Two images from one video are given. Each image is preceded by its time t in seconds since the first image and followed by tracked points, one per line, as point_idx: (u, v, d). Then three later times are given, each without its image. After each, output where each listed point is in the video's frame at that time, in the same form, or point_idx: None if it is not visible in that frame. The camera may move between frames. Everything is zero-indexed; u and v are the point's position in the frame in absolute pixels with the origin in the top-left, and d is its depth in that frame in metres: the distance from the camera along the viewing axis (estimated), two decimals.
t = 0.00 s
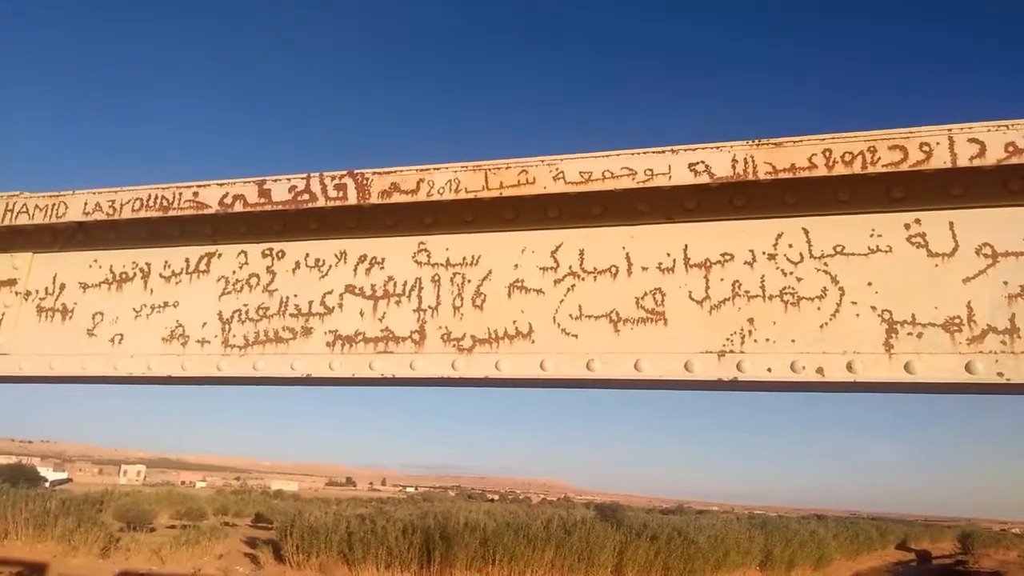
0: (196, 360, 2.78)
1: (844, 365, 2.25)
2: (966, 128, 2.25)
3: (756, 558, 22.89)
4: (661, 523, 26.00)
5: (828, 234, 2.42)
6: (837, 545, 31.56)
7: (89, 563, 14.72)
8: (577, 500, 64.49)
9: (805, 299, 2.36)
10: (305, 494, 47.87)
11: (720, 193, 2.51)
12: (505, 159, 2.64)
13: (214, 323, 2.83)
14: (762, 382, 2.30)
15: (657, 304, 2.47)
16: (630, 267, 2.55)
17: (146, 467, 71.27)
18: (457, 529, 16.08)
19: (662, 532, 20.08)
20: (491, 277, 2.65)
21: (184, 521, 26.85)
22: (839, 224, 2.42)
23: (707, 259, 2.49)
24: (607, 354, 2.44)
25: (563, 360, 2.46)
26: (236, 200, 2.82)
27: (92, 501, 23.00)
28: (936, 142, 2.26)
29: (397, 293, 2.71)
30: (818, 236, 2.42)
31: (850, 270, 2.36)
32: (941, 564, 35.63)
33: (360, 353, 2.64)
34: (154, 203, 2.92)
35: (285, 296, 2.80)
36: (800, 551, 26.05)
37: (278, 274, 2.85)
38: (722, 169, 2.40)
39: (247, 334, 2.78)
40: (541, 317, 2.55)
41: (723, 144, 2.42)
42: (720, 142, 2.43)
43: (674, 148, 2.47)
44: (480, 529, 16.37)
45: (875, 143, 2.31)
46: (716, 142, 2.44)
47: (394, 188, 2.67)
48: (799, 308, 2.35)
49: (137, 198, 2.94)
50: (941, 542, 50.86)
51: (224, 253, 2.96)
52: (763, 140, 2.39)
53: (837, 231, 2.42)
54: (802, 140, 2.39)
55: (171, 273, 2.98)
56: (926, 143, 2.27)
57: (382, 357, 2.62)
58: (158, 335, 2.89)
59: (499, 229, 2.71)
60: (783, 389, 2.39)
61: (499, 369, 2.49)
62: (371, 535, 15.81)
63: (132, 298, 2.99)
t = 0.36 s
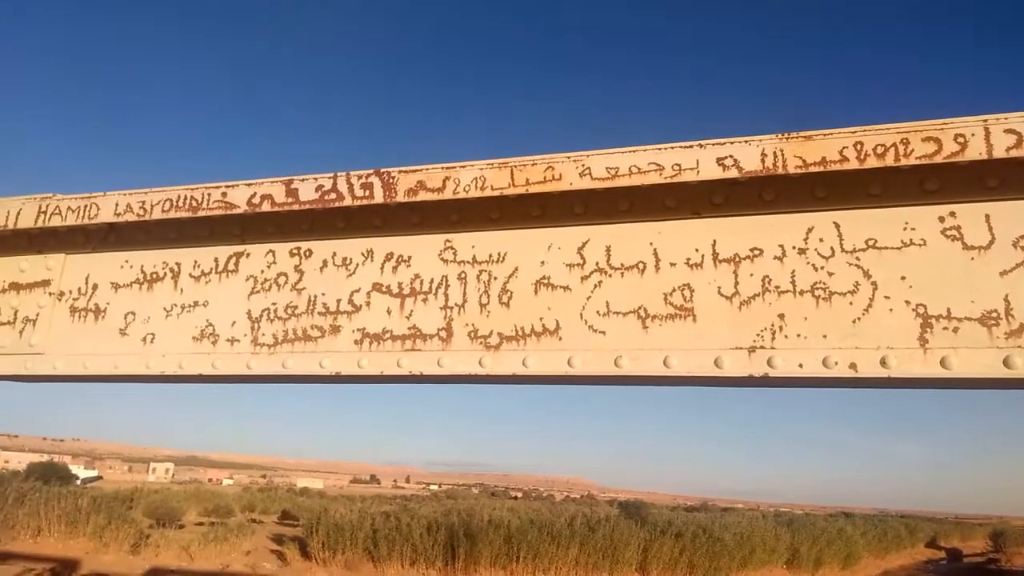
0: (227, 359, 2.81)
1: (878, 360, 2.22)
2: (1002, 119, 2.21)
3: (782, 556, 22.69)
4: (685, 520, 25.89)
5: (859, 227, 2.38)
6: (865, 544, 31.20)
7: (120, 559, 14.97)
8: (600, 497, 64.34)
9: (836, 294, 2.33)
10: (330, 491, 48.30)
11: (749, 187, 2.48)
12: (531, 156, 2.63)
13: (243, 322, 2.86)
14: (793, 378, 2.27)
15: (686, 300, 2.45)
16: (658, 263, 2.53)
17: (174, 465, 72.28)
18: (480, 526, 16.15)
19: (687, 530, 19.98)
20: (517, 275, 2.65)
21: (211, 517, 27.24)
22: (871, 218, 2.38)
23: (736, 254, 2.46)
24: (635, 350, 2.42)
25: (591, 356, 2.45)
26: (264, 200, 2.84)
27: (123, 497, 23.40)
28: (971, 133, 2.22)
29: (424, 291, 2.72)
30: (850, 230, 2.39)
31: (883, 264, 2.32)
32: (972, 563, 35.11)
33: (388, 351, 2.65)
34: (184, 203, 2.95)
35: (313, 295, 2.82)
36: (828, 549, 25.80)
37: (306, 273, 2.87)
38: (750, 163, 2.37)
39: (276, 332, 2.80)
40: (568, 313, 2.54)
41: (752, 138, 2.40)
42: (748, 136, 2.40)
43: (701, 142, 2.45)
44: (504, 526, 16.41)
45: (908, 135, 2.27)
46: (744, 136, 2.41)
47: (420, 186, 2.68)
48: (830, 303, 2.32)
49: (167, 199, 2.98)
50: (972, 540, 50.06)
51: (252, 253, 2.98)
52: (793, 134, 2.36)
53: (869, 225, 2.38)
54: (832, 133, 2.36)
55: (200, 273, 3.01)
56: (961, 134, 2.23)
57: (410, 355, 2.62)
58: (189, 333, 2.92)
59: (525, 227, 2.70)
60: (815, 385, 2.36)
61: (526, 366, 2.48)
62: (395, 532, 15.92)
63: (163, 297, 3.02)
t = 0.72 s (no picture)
0: (250, 362, 2.83)
1: (905, 363, 2.19)
2: None
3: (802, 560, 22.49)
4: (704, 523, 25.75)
5: (884, 229, 2.36)
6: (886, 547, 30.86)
7: (142, 561, 15.13)
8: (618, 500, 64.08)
9: (861, 296, 2.30)
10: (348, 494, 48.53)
11: (772, 189, 2.47)
12: (552, 160, 2.64)
13: (266, 326, 2.88)
14: (818, 381, 2.25)
15: (708, 303, 2.44)
16: (680, 265, 2.52)
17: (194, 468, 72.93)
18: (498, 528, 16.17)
19: (705, 533, 19.88)
20: (538, 278, 2.65)
21: (231, 519, 27.46)
22: (896, 219, 2.36)
23: (759, 256, 2.45)
24: (657, 354, 2.41)
25: (614, 360, 2.45)
26: (286, 204, 2.87)
27: (144, 500, 23.62)
28: (999, 133, 2.19)
29: (445, 294, 2.72)
30: (875, 231, 2.37)
31: (909, 265, 2.30)
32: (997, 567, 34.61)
33: (410, 354, 2.66)
34: (208, 209, 2.98)
35: (335, 298, 2.84)
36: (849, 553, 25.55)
37: (328, 277, 2.88)
38: (773, 164, 2.36)
39: (299, 336, 2.82)
40: (589, 316, 2.54)
41: (775, 139, 2.39)
42: (772, 137, 2.39)
43: (724, 144, 2.44)
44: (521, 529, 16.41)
45: (935, 135, 2.25)
46: (767, 137, 2.40)
47: (441, 190, 2.69)
48: (855, 305, 2.30)
49: (192, 204, 3.01)
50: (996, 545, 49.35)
51: (274, 257, 3.01)
52: (816, 135, 2.35)
53: (894, 226, 2.35)
54: (857, 133, 2.34)
55: (224, 277, 3.04)
56: (988, 134, 2.21)
57: (432, 358, 2.63)
58: (213, 337, 2.95)
59: (546, 230, 2.71)
60: (840, 388, 2.34)
61: (548, 369, 2.48)
62: (413, 535, 15.96)
63: (188, 302, 3.05)
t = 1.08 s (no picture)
0: (273, 362, 2.86)
1: (930, 364, 2.17)
2: None
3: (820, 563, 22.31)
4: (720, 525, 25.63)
5: (910, 229, 2.34)
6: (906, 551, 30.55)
7: (162, 559, 15.30)
8: (634, 502, 63.84)
9: (886, 297, 2.29)
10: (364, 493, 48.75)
11: (795, 189, 2.45)
12: (573, 161, 2.64)
13: (289, 326, 2.90)
14: (842, 383, 2.24)
15: (731, 304, 2.43)
16: (702, 266, 2.51)
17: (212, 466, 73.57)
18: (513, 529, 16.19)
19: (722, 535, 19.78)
20: (559, 279, 2.65)
21: (249, 518, 27.68)
22: (922, 219, 2.34)
23: (782, 257, 2.43)
24: (679, 355, 2.41)
25: (635, 361, 2.44)
26: (309, 206, 2.89)
27: (163, 498, 23.84)
28: None
29: (465, 295, 2.73)
30: (900, 232, 2.35)
31: (935, 266, 2.27)
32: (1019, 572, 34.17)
33: (431, 355, 2.68)
34: (231, 210, 3.02)
35: (357, 299, 2.86)
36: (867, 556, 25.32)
37: (350, 278, 2.90)
38: (797, 165, 2.35)
39: (321, 336, 2.84)
40: (611, 317, 2.54)
41: (799, 140, 2.38)
42: (795, 138, 2.38)
43: (747, 145, 2.43)
44: (536, 530, 16.41)
45: (961, 135, 2.24)
46: (790, 138, 2.39)
47: (462, 192, 2.70)
48: (880, 306, 2.28)
49: (215, 206, 3.04)
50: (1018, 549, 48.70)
51: (297, 258, 3.03)
52: (840, 135, 2.34)
53: (920, 227, 2.33)
54: (881, 134, 2.33)
55: (247, 278, 3.07)
56: (1016, 134, 2.19)
57: (453, 359, 2.64)
58: (237, 337, 2.98)
59: (567, 231, 2.71)
60: (864, 390, 2.32)
61: (569, 370, 2.49)
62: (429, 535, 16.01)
63: (211, 302, 3.09)
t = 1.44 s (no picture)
0: (303, 364, 2.89)
1: (967, 362, 2.14)
2: None
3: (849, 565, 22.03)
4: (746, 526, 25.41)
5: (944, 226, 2.31)
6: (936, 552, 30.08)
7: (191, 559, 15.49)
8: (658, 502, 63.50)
9: (920, 295, 2.26)
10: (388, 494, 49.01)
11: (825, 186, 2.43)
12: (600, 161, 2.64)
13: (318, 328, 2.93)
14: (876, 382, 2.21)
15: (761, 303, 2.41)
16: (731, 265, 2.49)
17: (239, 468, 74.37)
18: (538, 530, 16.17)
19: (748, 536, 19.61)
20: (587, 280, 2.65)
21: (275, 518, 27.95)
22: (956, 215, 2.31)
23: (813, 255, 2.41)
24: (709, 355, 2.39)
25: (664, 361, 2.43)
26: (337, 209, 2.92)
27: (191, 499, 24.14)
28: None
29: (493, 296, 2.74)
30: (934, 228, 2.31)
31: (970, 263, 2.24)
32: None
33: (460, 356, 2.69)
34: (261, 214, 3.05)
35: (385, 301, 2.88)
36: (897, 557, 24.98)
37: (378, 281, 2.92)
38: (828, 162, 2.33)
39: (350, 338, 2.86)
40: (639, 317, 2.53)
41: (830, 136, 2.36)
42: (826, 135, 2.36)
43: (776, 143, 2.42)
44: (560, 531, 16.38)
45: (997, 129, 2.21)
46: (821, 135, 2.37)
47: (489, 193, 2.71)
48: (914, 304, 2.25)
49: (245, 211, 3.08)
50: None
51: (325, 261, 3.06)
52: (872, 131, 2.32)
53: (954, 223, 2.30)
54: (914, 129, 2.30)
55: (276, 281, 3.10)
56: None
57: (481, 360, 2.65)
58: (267, 340, 3.01)
59: (594, 232, 2.71)
60: (898, 388, 2.29)
61: (598, 370, 2.48)
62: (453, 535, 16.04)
63: (242, 306, 3.12)
